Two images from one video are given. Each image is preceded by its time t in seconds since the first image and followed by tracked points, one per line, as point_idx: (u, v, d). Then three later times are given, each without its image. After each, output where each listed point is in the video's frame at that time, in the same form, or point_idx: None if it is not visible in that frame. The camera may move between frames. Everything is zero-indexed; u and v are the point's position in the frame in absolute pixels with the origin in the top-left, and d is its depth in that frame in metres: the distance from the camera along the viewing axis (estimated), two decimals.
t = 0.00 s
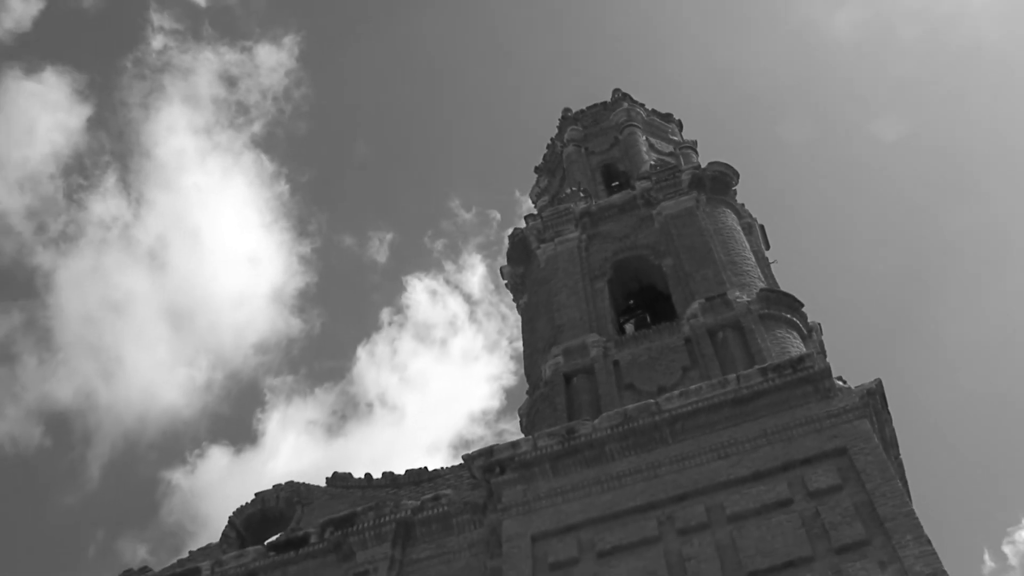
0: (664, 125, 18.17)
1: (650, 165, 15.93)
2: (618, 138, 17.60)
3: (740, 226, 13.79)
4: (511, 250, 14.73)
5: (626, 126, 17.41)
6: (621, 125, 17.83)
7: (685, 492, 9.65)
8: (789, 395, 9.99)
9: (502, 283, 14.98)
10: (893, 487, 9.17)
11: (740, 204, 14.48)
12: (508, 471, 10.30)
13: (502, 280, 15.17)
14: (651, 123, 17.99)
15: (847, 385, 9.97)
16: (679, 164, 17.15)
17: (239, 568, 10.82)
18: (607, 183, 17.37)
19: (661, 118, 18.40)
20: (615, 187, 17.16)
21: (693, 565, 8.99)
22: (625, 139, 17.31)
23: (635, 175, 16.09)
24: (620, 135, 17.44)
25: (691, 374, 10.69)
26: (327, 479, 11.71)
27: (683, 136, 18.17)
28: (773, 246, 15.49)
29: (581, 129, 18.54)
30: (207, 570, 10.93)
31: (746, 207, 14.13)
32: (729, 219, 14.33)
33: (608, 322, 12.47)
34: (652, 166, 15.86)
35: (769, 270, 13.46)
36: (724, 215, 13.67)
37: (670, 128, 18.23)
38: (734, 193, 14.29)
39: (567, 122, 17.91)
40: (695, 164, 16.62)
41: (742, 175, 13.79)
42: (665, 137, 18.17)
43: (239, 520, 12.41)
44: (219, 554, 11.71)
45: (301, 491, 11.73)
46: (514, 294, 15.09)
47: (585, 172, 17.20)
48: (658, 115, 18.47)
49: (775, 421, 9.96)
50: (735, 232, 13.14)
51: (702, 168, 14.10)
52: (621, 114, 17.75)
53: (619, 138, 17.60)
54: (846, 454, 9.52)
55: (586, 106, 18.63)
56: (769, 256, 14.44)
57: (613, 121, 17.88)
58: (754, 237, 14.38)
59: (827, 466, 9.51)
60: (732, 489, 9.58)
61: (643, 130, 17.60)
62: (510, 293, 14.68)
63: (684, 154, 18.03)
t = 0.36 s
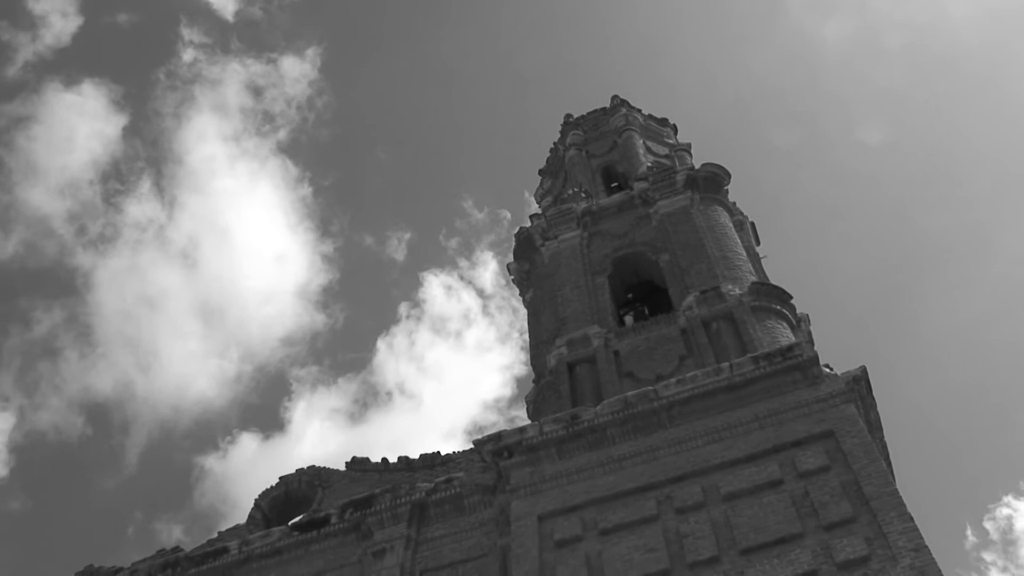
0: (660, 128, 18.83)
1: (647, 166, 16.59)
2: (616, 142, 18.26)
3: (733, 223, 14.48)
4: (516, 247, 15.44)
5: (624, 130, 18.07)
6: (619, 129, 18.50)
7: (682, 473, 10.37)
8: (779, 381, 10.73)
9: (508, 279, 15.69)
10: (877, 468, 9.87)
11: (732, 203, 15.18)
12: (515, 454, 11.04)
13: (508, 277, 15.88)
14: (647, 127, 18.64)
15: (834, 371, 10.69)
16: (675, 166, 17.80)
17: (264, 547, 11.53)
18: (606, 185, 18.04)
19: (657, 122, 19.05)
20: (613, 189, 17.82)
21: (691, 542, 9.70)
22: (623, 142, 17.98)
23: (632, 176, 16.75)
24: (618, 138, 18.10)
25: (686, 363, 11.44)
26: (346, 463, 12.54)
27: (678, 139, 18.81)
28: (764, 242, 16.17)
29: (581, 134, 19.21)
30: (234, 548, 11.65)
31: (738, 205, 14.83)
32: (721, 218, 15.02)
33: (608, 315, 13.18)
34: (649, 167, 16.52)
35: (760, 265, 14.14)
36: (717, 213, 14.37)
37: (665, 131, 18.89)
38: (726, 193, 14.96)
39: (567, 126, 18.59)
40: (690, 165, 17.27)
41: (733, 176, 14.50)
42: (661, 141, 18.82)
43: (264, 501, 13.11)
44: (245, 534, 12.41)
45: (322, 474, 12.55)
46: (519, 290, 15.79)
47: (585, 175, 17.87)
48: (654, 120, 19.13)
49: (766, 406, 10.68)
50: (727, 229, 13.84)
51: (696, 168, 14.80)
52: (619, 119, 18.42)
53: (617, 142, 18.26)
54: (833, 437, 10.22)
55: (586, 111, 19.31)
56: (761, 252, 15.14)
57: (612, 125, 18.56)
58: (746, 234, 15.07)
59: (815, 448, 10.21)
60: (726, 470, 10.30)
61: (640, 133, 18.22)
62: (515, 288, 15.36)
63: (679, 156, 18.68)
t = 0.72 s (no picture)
0: (657, 134, 19.56)
1: (645, 169, 17.34)
2: (616, 147, 19.00)
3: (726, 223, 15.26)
4: (523, 247, 16.27)
5: (624, 136, 18.79)
6: (618, 135, 19.24)
7: (680, 456, 11.14)
8: (771, 370, 11.50)
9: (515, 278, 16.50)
10: (862, 450, 10.56)
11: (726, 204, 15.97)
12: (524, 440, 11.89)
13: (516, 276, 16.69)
14: (645, 133, 19.37)
15: (823, 360, 11.44)
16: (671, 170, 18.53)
17: (290, 527, 12.58)
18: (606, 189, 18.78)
19: (654, 128, 19.78)
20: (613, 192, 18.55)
21: (688, 521, 10.47)
22: (622, 147, 18.71)
23: (631, 179, 17.49)
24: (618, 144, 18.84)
25: (683, 354, 12.25)
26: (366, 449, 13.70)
27: (673, 145, 19.54)
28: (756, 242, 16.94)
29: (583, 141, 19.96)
30: (263, 528, 12.72)
31: (731, 206, 15.61)
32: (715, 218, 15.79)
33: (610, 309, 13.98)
34: (647, 170, 17.27)
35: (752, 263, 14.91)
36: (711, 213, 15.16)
37: (661, 137, 19.62)
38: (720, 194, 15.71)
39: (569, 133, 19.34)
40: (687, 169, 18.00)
41: (726, 178, 15.28)
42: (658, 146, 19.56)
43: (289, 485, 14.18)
44: (273, 515, 13.58)
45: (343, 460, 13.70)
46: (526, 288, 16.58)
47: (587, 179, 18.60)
48: (651, 126, 19.86)
49: (759, 394, 11.44)
50: (721, 228, 14.62)
51: (691, 171, 15.60)
52: (619, 126, 19.15)
53: (616, 147, 19.00)
54: (822, 422, 10.92)
55: (588, 119, 20.07)
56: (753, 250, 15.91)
57: (612, 132, 19.30)
58: (739, 232, 15.84)
59: (805, 433, 10.91)
60: (721, 454, 11.05)
61: (639, 139, 18.93)
62: (522, 285, 16.16)
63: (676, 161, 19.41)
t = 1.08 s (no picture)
0: (654, 131, 20.27)
1: (643, 164, 18.08)
2: (615, 143, 19.72)
3: (720, 214, 16.10)
4: (528, 238, 17.04)
5: (623, 133, 19.51)
6: (617, 132, 19.95)
7: (677, 433, 11.95)
8: (762, 351, 12.33)
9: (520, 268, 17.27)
10: (849, 426, 11.27)
11: (719, 197, 16.79)
12: (531, 419, 12.82)
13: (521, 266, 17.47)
14: (643, 129, 20.09)
15: (811, 342, 12.25)
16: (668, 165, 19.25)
17: (312, 503, 13.76)
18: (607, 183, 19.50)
19: (651, 125, 20.50)
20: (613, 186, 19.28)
21: (684, 493, 11.23)
22: (621, 143, 19.42)
23: (629, 173, 18.22)
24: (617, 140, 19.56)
25: (680, 337, 13.17)
26: (384, 430, 14.97)
27: (670, 141, 20.26)
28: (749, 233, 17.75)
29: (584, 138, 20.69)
30: (287, 504, 13.93)
31: (724, 198, 16.44)
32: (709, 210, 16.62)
33: (611, 296, 14.83)
34: (645, 164, 18.00)
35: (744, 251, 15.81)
36: (705, 205, 16.00)
37: (658, 134, 20.33)
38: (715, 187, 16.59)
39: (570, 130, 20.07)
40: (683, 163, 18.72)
41: (719, 172, 16.11)
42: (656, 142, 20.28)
43: (311, 463, 15.39)
44: (297, 491, 14.94)
45: (362, 440, 15.02)
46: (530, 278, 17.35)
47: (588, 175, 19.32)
48: (648, 123, 20.58)
49: (751, 374, 12.26)
50: (715, 219, 15.47)
51: (686, 166, 16.43)
52: (618, 123, 19.87)
53: (615, 143, 19.72)
54: (811, 401, 11.66)
55: (588, 117, 20.80)
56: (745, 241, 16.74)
57: (611, 129, 20.02)
58: (732, 223, 16.67)
59: (795, 411, 11.65)
60: (715, 430, 11.84)
61: (637, 136, 19.63)
62: (528, 275, 16.93)
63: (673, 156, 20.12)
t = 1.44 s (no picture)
0: (653, 128, 20.89)
1: (642, 159, 18.71)
2: (615, 140, 20.34)
3: (716, 206, 16.82)
4: (532, 231, 17.69)
5: (623, 130, 20.13)
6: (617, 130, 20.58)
7: (675, 415, 12.68)
8: (756, 337, 13.11)
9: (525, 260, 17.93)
10: (838, 407, 11.94)
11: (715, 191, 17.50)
12: (536, 402, 13.63)
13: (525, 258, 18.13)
14: (643, 126, 20.71)
15: (802, 329, 13.02)
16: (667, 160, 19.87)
17: (329, 482, 14.85)
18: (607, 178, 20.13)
19: (650, 123, 21.12)
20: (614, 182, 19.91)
21: (682, 471, 11.89)
22: (621, 140, 20.04)
23: (629, 168, 18.84)
24: (617, 137, 20.18)
25: (677, 324, 13.96)
26: (396, 413, 15.93)
27: (669, 137, 20.87)
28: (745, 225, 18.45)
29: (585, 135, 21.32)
30: (305, 483, 15.00)
31: (719, 191, 17.14)
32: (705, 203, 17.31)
33: (612, 285, 15.53)
34: (644, 159, 18.64)
35: (739, 241, 16.50)
36: (701, 198, 16.71)
37: (657, 131, 20.95)
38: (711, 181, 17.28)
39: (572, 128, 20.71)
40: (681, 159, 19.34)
41: (715, 166, 16.81)
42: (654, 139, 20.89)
43: (327, 444, 16.44)
44: (315, 471, 15.99)
45: (376, 422, 16.01)
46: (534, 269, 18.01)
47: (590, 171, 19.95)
48: (647, 120, 21.20)
49: (745, 358, 13.02)
50: (711, 211, 16.17)
51: (683, 160, 17.12)
52: (618, 121, 20.49)
53: (616, 140, 20.34)
54: (802, 383, 12.38)
55: (589, 115, 21.43)
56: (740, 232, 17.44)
57: (612, 126, 20.64)
58: (727, 215, 17.37)
59: (787, 393, 12.35)
60: (711, 411, 12.57)
61: (636, 133, 20.24)
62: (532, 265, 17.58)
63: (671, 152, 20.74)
